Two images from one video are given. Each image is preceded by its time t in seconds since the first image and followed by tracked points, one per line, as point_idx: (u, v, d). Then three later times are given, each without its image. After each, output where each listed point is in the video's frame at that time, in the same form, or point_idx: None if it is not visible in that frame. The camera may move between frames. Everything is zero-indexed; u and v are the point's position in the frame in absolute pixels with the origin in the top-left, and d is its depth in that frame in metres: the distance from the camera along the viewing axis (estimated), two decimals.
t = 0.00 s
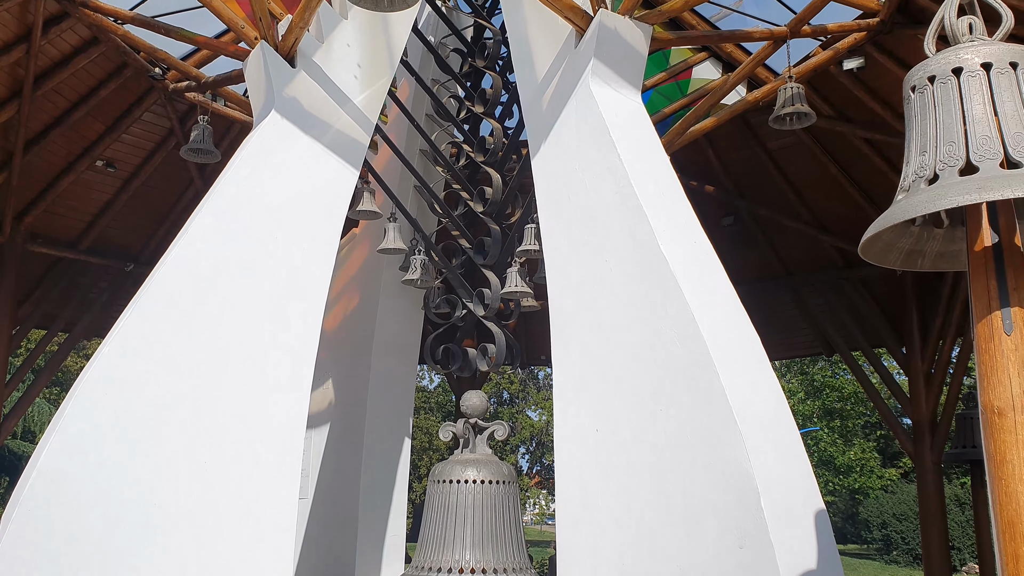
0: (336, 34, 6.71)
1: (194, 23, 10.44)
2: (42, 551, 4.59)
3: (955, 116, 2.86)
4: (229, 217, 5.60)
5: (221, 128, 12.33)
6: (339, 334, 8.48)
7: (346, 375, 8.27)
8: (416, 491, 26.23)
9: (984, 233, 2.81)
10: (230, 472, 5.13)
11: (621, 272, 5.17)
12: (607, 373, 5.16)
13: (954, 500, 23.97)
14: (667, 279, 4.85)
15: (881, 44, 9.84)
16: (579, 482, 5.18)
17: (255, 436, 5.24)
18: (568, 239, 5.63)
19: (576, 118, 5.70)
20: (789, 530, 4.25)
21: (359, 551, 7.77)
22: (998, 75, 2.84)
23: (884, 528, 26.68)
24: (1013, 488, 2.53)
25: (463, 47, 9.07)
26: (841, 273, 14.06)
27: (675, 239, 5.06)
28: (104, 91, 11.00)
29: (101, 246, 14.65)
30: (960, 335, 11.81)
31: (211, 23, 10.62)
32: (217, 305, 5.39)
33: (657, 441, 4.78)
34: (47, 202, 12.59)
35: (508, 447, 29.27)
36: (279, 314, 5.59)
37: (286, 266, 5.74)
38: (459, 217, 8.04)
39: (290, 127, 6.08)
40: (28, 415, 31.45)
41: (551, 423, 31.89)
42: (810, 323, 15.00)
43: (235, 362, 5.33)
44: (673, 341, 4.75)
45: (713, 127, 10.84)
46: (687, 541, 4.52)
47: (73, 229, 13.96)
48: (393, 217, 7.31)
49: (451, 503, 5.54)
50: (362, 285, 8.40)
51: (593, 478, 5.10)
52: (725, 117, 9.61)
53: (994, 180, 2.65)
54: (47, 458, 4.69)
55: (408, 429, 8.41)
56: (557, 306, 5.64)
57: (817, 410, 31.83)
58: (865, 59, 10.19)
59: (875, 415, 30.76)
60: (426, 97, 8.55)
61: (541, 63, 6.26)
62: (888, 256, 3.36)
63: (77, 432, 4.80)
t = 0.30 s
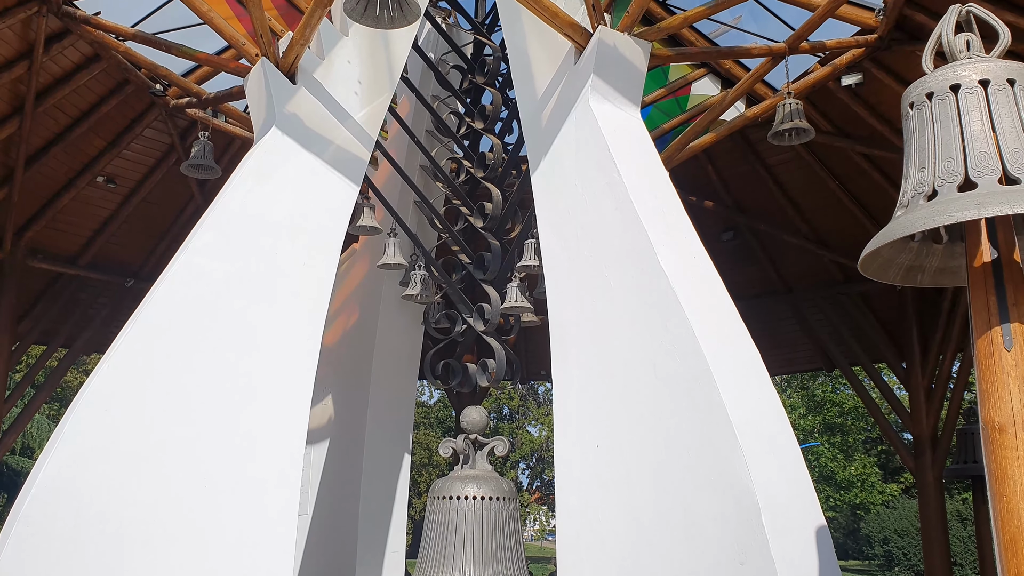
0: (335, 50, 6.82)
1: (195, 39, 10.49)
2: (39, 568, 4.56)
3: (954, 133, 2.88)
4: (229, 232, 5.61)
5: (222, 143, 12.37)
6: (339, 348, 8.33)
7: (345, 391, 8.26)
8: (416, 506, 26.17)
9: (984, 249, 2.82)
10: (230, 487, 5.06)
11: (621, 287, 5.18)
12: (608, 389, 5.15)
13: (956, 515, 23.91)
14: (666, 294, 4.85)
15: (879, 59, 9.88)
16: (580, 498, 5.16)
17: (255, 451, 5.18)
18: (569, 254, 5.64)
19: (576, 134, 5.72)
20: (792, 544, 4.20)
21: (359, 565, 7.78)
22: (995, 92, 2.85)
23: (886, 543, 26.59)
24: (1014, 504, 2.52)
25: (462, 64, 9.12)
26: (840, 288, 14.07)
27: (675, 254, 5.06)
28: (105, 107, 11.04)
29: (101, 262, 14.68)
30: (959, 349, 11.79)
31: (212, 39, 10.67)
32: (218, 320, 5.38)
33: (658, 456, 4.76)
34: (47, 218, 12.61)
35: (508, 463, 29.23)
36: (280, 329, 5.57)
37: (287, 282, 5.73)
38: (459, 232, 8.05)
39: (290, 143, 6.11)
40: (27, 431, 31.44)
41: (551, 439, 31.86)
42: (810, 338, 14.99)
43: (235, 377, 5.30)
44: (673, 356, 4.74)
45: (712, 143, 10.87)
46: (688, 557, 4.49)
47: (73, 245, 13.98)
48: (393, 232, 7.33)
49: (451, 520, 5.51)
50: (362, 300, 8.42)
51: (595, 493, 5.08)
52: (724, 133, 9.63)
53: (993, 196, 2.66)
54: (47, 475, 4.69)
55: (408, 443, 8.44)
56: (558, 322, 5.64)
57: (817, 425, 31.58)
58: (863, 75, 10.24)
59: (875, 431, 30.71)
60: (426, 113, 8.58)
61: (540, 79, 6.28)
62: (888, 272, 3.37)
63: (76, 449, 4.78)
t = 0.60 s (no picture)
0: (337, 63, 6.88)
1: (197, 51, 10.53)
2: None
3: (953, 145, 2.88)
4: (230, 243, 5.61)
5: (222, 155, 12.41)
6: (339, 359, 8.34)
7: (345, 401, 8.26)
8: (416, 518, 26.12)
9: (984, 261, 2.82)
10: (230, 499, 5.04)
11: (622, 298, 5.18)
12: (609, 400, 5.15)
13: (958, 527, 23.90)
14: (667, 306, 4.85)
15: (878, 71, 9.91)
16: (581, 510, 5.14)
17: (256, 461, 5.17)
18: (569, 266, 5.65)
19: (576, 145, 5.73)
20: (793, 555, 4.17)
21: None
22: (995, 104, 2.86)
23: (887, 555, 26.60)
24: (1016, 516, 2.50)
25: (463, 76, 9.16)
26: (840, 299, 14.08)
27: (675, 265, 5.06)
28: (106, 119, 11.06)
29: (102, 273, 14.69)
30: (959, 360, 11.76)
31: (213, 52, 10.71)
32: (218, 331, 5.37)
33: (659, 468, 4.74)
34: (48, 229, 12.61)
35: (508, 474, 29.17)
36: (281, 340, 5.57)
37: (287, 293, 5.73)
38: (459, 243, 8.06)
39: (291, 154, 6.12)
40: (26, 442, 31.41)
41: (551, 450, 31.83)
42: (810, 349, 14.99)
43: (235, 388, 5.29)
44: (674, 367, 4.73)
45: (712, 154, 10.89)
46: (689, 569, 4.46)
47: (74, 256, 13.99)
48: (393, 243, 7.33)
49: (451, 532, 5.49)
50: (362, 311, 8.44)
51: (596, 505, 5.06)
52: (724, 145, 9.65)
53: (994, 208, 2.66)
54: (46, 486, 4.66)
55: (408, 454, 8.43)
56: (559, 333, 5.64)
57: (818, 437, 31.33)
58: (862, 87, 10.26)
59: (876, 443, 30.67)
60: (427, 124, 8.60)
61: (541, 91, 6.30)
62: (889, 283, 3.37)
63: (76, 459, 4.76)
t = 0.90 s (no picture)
0: (337, 77, 6.91)
1: (198, 66, 10.59)
2: None
3: (952, 159, 2.89)
4: (231, 257, 5.62)
5: (223, 169, 12.45)
6: (338, 373, 8.41)
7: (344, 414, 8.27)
8: (416, 532, 26.09)
9: (983, 274, 2.82)
10: (229, 511, 5.02)
11: (622, 311, 5.18)
12: (609, 413, 5.14)
13: (961, 541, 23.93)
14: (667, 319, 4.85)
15: (877, 84, 9.95)
16: (582, 524, 5.13)
17: (256, 473, 5.16)
18: (571, 279, 5.66)
19: (576, 159, 5.75)
20: (794, 569, 4.14)
21: None
22: (994, 119, 2.87)
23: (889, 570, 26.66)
24: (1016, 530, 2.49)
25: (463, 89, 9.19)
26: (841, 311, 14.08)
27: (675, 278, 5.07)
28: (107, 132, 11.09)
29: (102, 286, 14.71)
30: (959, 373, 11.73)
31: (215, 66, 10.77)
32: (219, 344, 5.38)
33: (660, 481, 4.73)
34: (49, 243, 12.63)
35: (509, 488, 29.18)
36: (281, 353, 5.57)
37: (286, 307, 5.73)
38: (459, 256, 8.09)
39: (292, 168, 6.14)
40: (26, 455, 31.43)
41: (551, 463, 31.81)
42: (810, 362, 14.99)
43: (235, 400, 5.29)
44: (674, 380, 4.72)
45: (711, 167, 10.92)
46: None
47: (74, 269, 14.00)
48: (393, 257, 7.34)
49: (451, 546, 5.46)
50: (362, 324, 8.46)
51: (596, 519, 5.05)
52: (723, 158, 9.67)
53: (992, 221, 2.67)
54: (46, 498, 4.63)
55: (408, 466, 8.42)
56: (560, 346, 5.63)
57: (818, 450, 31.42)
58: (861, 100, 10.30)
59: (878, 456, 30.74)
60: (427, 138, 8.63)
61: (541, 105, 6.33)
62: (889, 296, 3.37)
63: (76, 471, 4.73)
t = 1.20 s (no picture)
0: (338, 90, 6.94)
1: (200, 79, 10.63)
2: None
3: (951, 172, 2.90)
4: (231, 270, 5.62)
5: (224, 182, 12.48)
6: (339, 387, 8.40)
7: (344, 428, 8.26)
8: (415, 546, 25.99)
9: (983, 288, 2.82)
10: (229, 525, 5.00)
11: (622, 325, 5.19)
12: (609, 427, 5.14)
13: (962, 555, 23.83)
14: (667, 332, 4.85)
15: (875, 98, 9.99)
16: (582, 538, 5.12)
17: (255, 486, 5.15)
18: (571, 293, 5.67)
19: (576, 172, 5.77)
20: None
21: None
22: (992, 133, 2.88)
23: None
24: (1017, 545, 2.48)
25: (463, 102, 9.23)
26: (840, 324, 14.08)
27: (675, 290, 5.08)
28: (108, 146, 11.13)
29: (102, 299, 14.72)
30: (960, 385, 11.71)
31: (216, 79, 10.82)
32: (220, 357, 5.38)
33: (660, 495, 4.71)
34: (49, 256, 12.65)
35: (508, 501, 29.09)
36: (281, 366, 5.57)
37: (286, 320, 5.73)
38: (459, 269, 8.10)
39: (292, 182, 6.15)
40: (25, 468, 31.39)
41: (551, 476, 31.76)
42: (811, 374, 14.97)
43: (235, 413, 5.28)
44: (674, 393, 4.72)
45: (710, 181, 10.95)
46: None
47: (74, 283, 14.01)
48: (393, 270, 7.35)
49: (451, 561, 5.43)
50: (362, 337, 8.45)
51: (596, 533, 5.04)
52: (723, 171, 9.69)
53: (991, 235, 2.67)
54: (45, 512, 4.61)
55: (408, 479, 8.41)
56: (560, 360, 5.63)
57: (819, 463, 31.22)
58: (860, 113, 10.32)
59: (878, 469, 30.62)
60: (427, 151, 8.66)
61: (541, 118, 6.35)
62: (889, 310, 3.37)
63: (75, 484, 4.71)
